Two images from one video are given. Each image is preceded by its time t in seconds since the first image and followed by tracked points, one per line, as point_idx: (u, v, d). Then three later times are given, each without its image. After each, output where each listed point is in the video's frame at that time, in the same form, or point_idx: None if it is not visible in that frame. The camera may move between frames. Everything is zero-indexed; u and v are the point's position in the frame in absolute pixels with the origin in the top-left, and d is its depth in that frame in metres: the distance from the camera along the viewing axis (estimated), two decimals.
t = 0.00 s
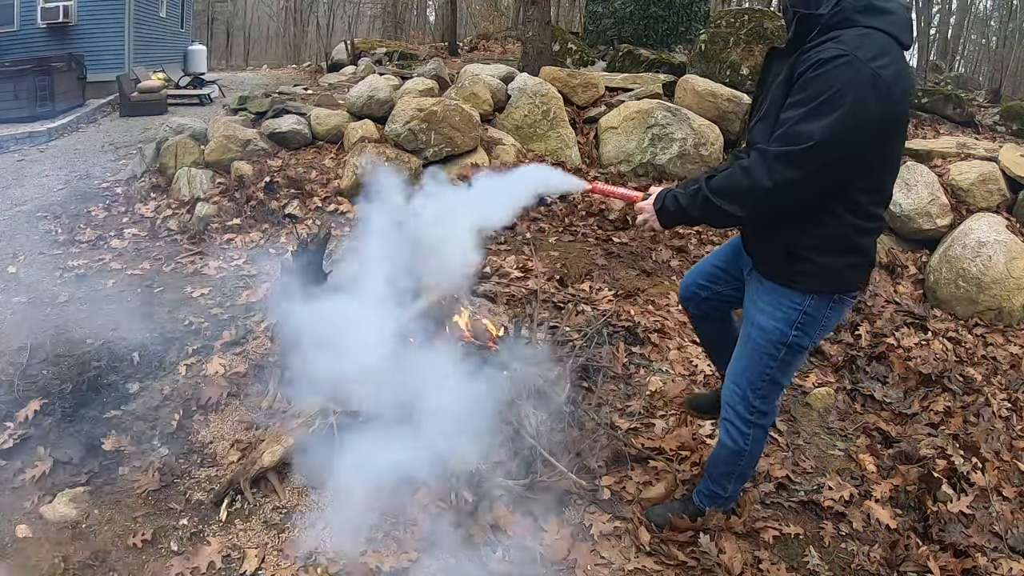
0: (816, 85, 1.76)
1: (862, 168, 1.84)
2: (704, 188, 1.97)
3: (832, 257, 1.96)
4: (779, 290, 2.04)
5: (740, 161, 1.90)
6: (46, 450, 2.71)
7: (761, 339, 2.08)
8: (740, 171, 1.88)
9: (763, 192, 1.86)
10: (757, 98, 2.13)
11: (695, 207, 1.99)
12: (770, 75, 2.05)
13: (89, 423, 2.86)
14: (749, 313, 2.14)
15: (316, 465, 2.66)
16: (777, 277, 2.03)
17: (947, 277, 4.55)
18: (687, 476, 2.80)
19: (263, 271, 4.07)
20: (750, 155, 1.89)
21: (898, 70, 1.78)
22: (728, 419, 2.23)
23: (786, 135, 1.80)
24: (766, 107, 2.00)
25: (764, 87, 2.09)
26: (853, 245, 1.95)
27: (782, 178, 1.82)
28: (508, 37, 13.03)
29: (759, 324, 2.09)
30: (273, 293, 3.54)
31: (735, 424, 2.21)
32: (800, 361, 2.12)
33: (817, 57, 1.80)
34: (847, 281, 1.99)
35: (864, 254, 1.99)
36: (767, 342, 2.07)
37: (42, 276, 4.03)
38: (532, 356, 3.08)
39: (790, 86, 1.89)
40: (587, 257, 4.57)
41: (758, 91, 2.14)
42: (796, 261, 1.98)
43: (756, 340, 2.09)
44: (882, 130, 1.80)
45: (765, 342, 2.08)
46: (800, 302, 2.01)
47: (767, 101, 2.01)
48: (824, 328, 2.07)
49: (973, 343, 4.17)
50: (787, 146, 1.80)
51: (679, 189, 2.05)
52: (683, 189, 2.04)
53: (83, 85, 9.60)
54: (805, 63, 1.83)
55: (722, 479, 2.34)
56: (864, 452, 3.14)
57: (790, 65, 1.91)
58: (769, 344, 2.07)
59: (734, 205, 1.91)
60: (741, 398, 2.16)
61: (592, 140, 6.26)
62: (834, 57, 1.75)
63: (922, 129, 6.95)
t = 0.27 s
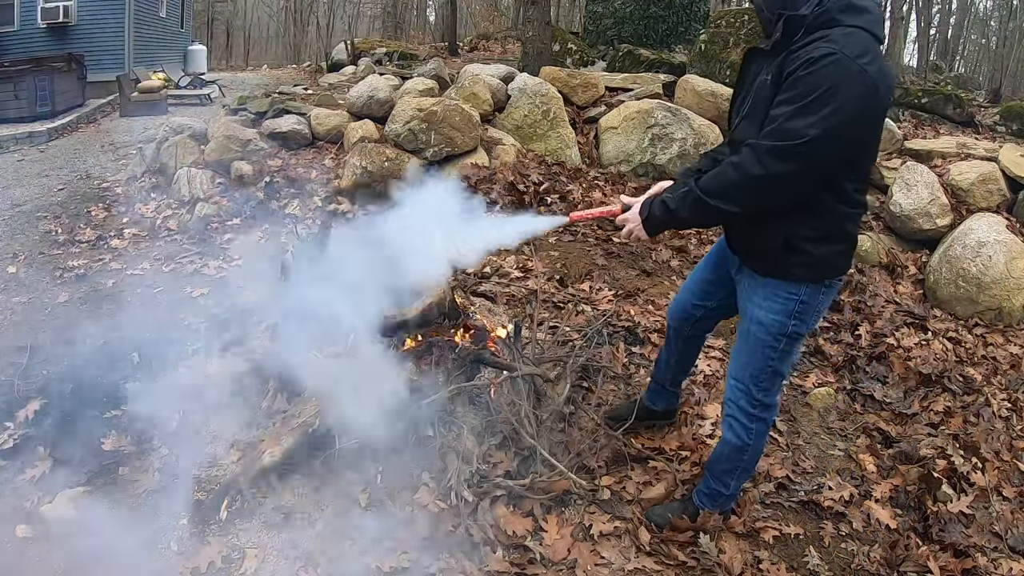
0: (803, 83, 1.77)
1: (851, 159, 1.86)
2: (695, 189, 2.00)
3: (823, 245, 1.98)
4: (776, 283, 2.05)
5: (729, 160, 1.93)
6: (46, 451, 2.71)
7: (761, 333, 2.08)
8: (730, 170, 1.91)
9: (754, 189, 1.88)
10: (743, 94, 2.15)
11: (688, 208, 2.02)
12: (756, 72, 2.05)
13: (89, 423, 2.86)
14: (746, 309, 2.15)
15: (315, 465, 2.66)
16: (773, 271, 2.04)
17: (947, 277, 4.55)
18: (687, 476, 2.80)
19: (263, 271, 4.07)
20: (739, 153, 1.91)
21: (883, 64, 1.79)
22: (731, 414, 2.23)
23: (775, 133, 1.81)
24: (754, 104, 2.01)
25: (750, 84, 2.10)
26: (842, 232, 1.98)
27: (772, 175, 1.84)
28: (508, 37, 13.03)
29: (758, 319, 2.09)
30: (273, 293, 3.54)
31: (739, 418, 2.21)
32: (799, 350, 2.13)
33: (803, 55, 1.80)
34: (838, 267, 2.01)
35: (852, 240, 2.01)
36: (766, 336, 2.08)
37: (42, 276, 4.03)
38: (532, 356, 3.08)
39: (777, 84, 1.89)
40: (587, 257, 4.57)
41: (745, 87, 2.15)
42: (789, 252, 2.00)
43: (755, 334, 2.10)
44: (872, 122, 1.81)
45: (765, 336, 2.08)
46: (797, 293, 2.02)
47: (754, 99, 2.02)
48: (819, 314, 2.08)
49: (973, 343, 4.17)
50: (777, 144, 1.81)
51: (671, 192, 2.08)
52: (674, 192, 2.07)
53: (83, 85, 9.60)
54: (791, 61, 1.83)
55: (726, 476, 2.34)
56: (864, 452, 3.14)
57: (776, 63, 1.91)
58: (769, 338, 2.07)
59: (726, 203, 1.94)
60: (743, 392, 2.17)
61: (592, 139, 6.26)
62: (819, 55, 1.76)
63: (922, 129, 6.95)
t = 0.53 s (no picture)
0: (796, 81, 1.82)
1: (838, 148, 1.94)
2: (728, 217, 1.96)
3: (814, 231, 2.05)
4: (770, 272, 2.08)
5: (751, 177, 1.91)
6: (46, 451, 2.71)
7: (751, 322, 2.12)
8: (759, 185, 1.89)
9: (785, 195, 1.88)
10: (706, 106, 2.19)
11: (727, 236, 1.97)
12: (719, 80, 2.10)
13: (88, 423, 2.86)
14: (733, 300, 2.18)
15: (315, 465, 2.66)
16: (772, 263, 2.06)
17: (947, 277, 4.55)
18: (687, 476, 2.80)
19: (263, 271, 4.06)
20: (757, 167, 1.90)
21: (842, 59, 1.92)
22: (718, 408, 2.24)
23: (787, 134, 1.83)
24: (734, 113, 2.04)
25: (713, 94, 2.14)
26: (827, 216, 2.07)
27: (796, 175, 1.86)
28: (508, 37, 13.03)
29: (749, 307, 2.12)
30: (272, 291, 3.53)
31: (727, 410, 2.22)
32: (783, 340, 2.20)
33: (780, 55, 1.87)
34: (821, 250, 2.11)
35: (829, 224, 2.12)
36: (756, 324, 2.11)
37: (42, 276, 4.03)
38: (532, 356, 3.09)
39: (760, 88, 1.94)
40: (587, 257, 4.57)
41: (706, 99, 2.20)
42: (788, 244, 2.03)
43: (744, 323, 2.13)
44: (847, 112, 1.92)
45: (758, 325, 2.11)
46: (790, 280, 2.08)
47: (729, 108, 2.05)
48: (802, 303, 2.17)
49: (973, 343, 4.17)
50: (794, 145, 1.83)
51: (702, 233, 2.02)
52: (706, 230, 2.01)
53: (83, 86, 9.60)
54: (769, 63, 1.89)
55: (722, 473, 2.35)
56: (864, 452, 3.14)
57: (749, 68, 1.96)
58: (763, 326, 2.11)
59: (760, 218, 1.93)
60: (735, 383, 2.18)
61: (592, 140, 6.26)
62: (798, 52, 1.83)
63: (922, 129, 6.95)
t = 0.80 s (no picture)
0: (770, 76, 2.00)
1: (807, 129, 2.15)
2: (804, 214, 2.01)
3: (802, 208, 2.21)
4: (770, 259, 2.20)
5: (789, 170, 2.00)
6: (46, 450, 2.71)
7: (759, 311, 2.20)
8: (808, 173, 1.99)
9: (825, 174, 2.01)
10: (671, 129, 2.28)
11: (813, 232, 2.02)
12: (681, 100, 2.22)
13: (88, 422, 2.85)
14: (738, 291, 2.25)
15: (315, 465, 2.66)
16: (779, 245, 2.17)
17: (947, 277, 4.55)
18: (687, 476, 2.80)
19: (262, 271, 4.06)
20: (787, 159, 2.00)
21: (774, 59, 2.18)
22: (728, 399, 2.27)
23: (793, 120, 1.98)
24: (713, 124, 2.15)
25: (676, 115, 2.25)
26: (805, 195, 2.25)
27: (820, 152, 2.00)
28: (508, 37, 13.03)
29: (756, 295, 2.20)
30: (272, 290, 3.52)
31: (737, 401, 2.26)
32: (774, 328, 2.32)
33: (741, 59, 2.05)
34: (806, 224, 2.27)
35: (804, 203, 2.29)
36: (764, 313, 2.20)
37: (42, 276, 4.02)
38: (532, 356, 3.09)
39: (734, 93, 2.08)
40: (587, 257, 4.57)
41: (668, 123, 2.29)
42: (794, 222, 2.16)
43: (752, 312, 2.21)
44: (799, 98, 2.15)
45: (764, 310, 2.20)
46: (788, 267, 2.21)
47: (706, 120, 2.16)
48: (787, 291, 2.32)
49: (973, 343, 4.17)
50: (808, 127, 1.99)
51: (791, 245, 2.04)
52: (792, 240, 2.04)
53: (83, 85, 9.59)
54: (734, 68, 2.06)
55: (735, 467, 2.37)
56: (864, 452, 3.15)
57: (715, 80, 2.11)
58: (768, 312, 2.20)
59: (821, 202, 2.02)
60: (745, 369, 2.23)
61: (592, 140, 6.26)
62: (755, 53, 2.04)
63: (922, 129, 6.95)
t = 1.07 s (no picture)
0: (757, 77, 2.01)
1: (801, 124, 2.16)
2: (799, 206, 2.00)
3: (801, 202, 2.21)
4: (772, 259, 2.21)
5: (783, 164, 2.00)
6: (46, 450, 2.71)
7: (768, 310, 2.20)
8: (802, 165, 1.99)
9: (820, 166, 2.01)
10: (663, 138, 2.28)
11: (809, 222, 2.01)
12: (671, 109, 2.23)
13: (88, 422, 2.85)
14: (746, 293, 2.25)
15: (315, 465, 2.66)
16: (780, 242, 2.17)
17: (947, 277, 4.55)
18: (687, 476, 2.80)
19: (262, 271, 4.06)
20: (781, 154, 2.00)
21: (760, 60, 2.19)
22: (752, 399, 2.26)
23: (785, 116, 1.99)
24: (707, 129, 2.16)
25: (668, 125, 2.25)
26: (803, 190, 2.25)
27: (813, 145, 2.01)
28: (508, 37, 13.03)
29: (764, 296, 2.21)
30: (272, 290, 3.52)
31: (761, 400, 2.25)
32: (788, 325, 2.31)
33: (727, 64, 2.07)
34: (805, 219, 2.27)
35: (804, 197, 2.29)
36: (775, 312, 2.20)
37: (42, 276, 4.03)
38: (532, 356, 3.10)
39: (723, 97, 2.09)
40: (587, 257, 4.57)
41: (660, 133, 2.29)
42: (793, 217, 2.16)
43: (762, 312, 2.21)
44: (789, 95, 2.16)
45: (774, 312, 2.20)
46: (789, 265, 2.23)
47: (699, 126, 2.17)
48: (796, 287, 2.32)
49: (973, 343, 4.17)
50: (799, 122, 2.00)
51: (786, 236, 2.04)
52: (786, 231, 2.04)
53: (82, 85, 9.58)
54: (722, 73, 2.07)
55: (757, 466, 2.34)
56: (864, 452, 3.15)
57: (703, 87, 2.12)
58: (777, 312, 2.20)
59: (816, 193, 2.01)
60: (760, 370, 2.23)
61: (592, 140, 6.26)
62: (740, 57, 2.06)
63: (921, 129, 6.95)
